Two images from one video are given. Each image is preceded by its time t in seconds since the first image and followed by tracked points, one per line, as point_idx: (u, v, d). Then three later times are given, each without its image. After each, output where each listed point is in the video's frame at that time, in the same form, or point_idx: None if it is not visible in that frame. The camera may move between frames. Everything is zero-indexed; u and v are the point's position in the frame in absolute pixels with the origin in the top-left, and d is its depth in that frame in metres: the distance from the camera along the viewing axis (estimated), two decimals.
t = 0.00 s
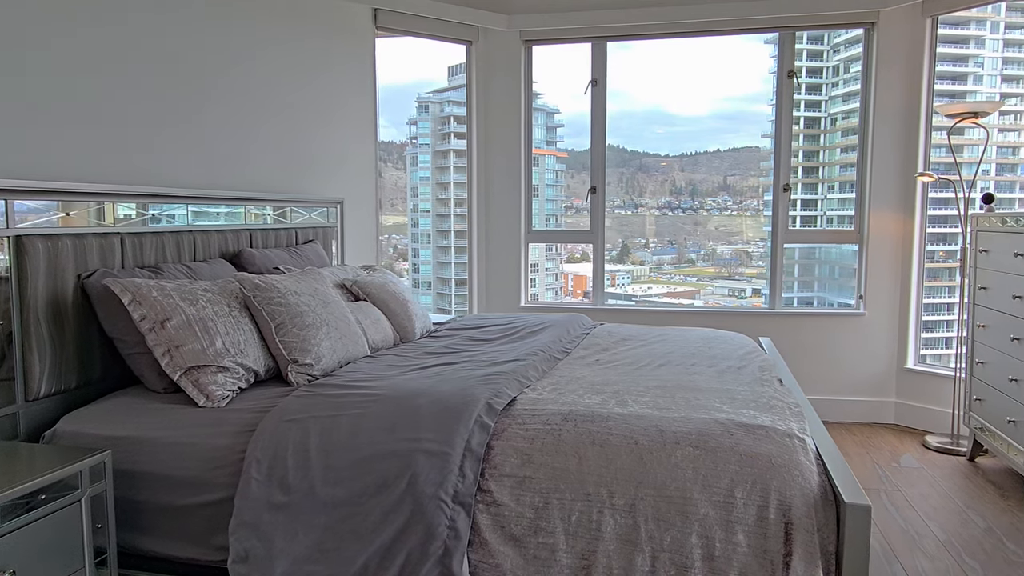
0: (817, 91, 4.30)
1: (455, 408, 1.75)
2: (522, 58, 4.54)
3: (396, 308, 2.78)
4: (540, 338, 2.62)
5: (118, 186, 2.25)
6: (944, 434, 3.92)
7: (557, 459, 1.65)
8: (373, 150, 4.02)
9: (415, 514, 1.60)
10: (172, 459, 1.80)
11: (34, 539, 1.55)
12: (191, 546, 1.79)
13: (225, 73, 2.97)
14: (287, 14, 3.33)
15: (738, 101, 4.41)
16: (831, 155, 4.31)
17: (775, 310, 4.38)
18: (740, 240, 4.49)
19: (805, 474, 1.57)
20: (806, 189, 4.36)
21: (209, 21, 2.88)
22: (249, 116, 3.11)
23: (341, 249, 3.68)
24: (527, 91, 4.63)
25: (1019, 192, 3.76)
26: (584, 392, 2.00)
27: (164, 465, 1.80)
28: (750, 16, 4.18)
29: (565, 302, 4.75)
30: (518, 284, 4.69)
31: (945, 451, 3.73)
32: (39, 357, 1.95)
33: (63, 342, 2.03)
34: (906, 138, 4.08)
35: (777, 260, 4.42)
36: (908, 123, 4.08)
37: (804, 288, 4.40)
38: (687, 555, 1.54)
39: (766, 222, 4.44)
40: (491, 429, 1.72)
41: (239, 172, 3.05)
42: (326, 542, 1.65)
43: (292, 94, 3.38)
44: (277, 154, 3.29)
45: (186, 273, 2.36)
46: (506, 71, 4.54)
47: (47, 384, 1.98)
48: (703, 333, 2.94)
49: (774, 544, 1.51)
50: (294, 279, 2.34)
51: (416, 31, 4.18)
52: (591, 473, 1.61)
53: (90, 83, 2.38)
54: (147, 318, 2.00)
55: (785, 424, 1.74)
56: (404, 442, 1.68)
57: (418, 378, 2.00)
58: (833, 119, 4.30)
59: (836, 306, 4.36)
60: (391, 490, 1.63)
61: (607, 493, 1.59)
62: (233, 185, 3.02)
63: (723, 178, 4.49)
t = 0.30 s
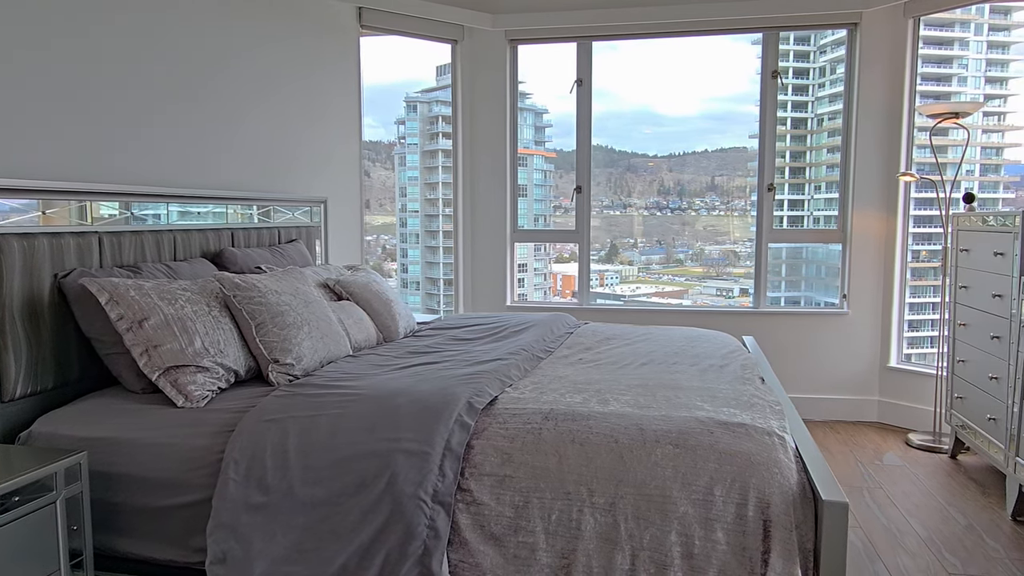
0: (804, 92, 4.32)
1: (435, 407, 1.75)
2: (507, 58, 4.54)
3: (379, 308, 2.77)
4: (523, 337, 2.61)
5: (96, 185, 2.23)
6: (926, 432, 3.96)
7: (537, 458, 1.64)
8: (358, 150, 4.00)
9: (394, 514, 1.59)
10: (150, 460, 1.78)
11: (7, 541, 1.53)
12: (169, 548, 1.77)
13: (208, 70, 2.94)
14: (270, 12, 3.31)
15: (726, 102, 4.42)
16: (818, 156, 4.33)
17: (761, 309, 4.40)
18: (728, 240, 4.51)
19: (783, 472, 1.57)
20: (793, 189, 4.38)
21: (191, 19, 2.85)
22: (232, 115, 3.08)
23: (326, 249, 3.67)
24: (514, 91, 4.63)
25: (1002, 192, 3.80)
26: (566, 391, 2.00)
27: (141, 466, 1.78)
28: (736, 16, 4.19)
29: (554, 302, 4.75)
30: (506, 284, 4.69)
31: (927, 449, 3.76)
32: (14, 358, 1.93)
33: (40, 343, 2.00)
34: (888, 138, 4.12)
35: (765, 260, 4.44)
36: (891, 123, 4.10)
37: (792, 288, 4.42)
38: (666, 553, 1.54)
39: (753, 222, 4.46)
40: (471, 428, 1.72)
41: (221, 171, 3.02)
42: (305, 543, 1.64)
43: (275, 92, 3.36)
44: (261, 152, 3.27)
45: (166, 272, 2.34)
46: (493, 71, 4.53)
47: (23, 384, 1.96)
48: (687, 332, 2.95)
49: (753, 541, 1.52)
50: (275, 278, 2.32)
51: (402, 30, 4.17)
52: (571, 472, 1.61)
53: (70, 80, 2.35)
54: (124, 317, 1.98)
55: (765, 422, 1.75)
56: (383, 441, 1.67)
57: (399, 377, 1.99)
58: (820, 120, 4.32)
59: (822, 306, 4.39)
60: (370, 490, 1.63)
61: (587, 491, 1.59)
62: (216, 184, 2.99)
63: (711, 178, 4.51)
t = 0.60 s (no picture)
0: (792, 92, 4.34)
1: (417, 408, 1.74)
2: (494, 58, 4.54)
3: (364, 308, 2.76)
4: (508, 337, 2.61)
5: (78, 184, 2.21)
6: (910, 430, 3.99)
7: (519, 458, 1.64)
8: (344, 150, 3.98)
9: (375, 515, 1.59)
10: (129, 461, 1.76)
11: None
12: (148, 550, 1.76)
13: (193, 69, 2.92)
14: (256, 10, 3.30)
15: (715, 103, 4.44)
16: (806, 156, 4.35)
17: (747, 309, 4.42)
18: (717, 240, 4.52)
19: (764, 470, 1.58)
20: (782, 189, 4.40)
21: (176, 17, 2.83)
22: (217, 114, 3.06)
23: (312, 249, 3.65)
24: (502, 91, 4.63)
25: (987, 192, 3.83)
26: (550, 391, 2.00)
27: (120, 468, 1.76)
28: (724, 17, 4.21)
29: (543, 302, 4.75)
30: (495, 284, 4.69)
31: (911, 447, 3.79)
32: None
33: (18, 343, 1.98)
34: (874, 139, 4.14)
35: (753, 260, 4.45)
36: (875, 123, 4.13)
37: (781, 288, 4.44)
38: (647, 552, 1.54)
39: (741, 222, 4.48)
40: (453, 428, 1.71)
41: (206, 170, 3.00)
42: (285, 544, 1.63)
43: (261, 91, 3.34)
44: (246, 152, 3.25)
45: (147, 273, 2.32)
46: (482, 71, 4.53)
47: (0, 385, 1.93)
48: (672, 332, 2.96)
49: (734, 540, 1.52)
50: (257, 278, 2.31)
51: (389, 30, 4.16)
52: (553, 472, 1.61)
53: (54, 79, 2.33)
54: (103, 318, 1.96)
55: (746, 421, 1.75)
56: (365, 442, 1.67)
57: (381, 378, 1.99)
58: (808, 120, 4.34)
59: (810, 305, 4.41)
60: (351, 491, 1.62)
61: (569, 491, 1.59)
62: (200, 183, 2.97)
63: (700, 178, 4.52)
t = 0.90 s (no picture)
0: (779, 93, 4.36)
1: (398, 408, 1.73)
2: (479, 57, 4.53)
3: (347, 308, 2.75)
4: (492, 337, 2.61)
5: (57, 183, 2.18)
6: (894, 429, 4.02)
7: (499, 457, 1.64)
8: (329, 149, 3.96)
9: (355, 516, 1.58)
10: (107, 463, 1.74)
11: None
12: (125, 553, 1.74)
13: (176, 68, 2.90)
14: (239, 9, 3.27)
15: (703, 104, 4.45)
16: (794, 157, 4.37)
17: (733, 309, 4.43)
18: (705, 240, 4.53)
19: (744, 469, 1.58)
20: (769, 190, 4.41)
21: (158, 15, 2.81)
22: (200, 113, 3.04)
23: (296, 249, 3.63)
24: (489, 91, 4.63)
25: (972, 192, 3.84)
26: (533, 391, 2.00)
27: (97, 470, 1.74)
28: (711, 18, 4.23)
29: (532, 302, 4.74)
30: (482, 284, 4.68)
31: (894, 445, 3.81)
32: None
33: None
34: (858, 139, 4.17)
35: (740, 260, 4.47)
36: (860, 124, 4.16)
37: (769, 288, 4.45)
38: (628, 552, 1.54)
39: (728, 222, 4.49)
40: (433, 428, 1.71)
41: (189, 169, 2.98)
42: (264, 546, 1.61)
43: (245, 90, 3.32)
44: (229, 151, 3.23)
45: (126, 273, 2.30)
46: (469, 71, 4.52)
47: None
48: (657, 331, 2.96)
49: (714, 539, 1.52)
50: (238, 279, 2.29)
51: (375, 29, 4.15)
52: (534, 471, 1.61)
53: (34, 77, 2.30)
54: (81, 318, 1.94)
55: (727, 420, 1.76)
56: (345, 442, 1.66)
57: (363, 378, 1.98)
58: (796, 121, 4.36)
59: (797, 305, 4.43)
60: (331, 491, 1.61)
61: (550, 491, 1.59)
62: (183, 182, 2.94)
63: (688, 179, 4.53)
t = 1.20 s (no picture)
0: (768, 94, 4.38)
1: (381, 409, 1.73)
2: (468, 57, 4.53)
3: (333, 308, 2.74)
4: (478, 337, 2.60)
5: (39, 183, 2.16)
6: (878, 428, 4.05)
7: (483, 458, 1.64)
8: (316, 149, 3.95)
9: (338, 517, 1.57)
10: (87, 466, 1.73)
11: None
12: (106, 555, 1.72)
13: (161, 67, 2.88)
14: (226, 8, 3.25)
15: (693, 104, 4.46)
16: (782, 157, 4.40)
17: (720, 309, 4.45)
18: (694, 240, 4.55)
19: (727, 469, 1.59)
20: (757, 190, 4.43)
21: (144, 14, 2.79)
22: (185, 112, 3.02)
23: (282, 249, 3.61)
24: (478, 91, 4.62)
25: (958, 193, 3.84)
26: (518, 391, 1.99)
27: (77, 472, 1.73)
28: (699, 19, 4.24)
29: (522, 302, 4.75)
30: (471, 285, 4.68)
31: (879, 444, 3.84)
32: None
33: None
34: (845, 140, 4.19)
35: (728, 260, 4.49)
36: (846, 125, 4.18)
37: (757, 287, 4.47)
38: (611, 552, 1.54)
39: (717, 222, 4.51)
40: (417, 429, 1.70)
41: (174, 169, 2.96)
42: (246, 548, 1.61)
43: (231, 89, 3.30)
44: (215, 150, 3.21)
45: (109, 273, 2.28)
46: (458, 70, 4.51)
47: None
48: (644, 331, 2.97)
49: (697, 538, 1.53)
50: (222, 279, 2.27)
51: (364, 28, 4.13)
52: (518, 472, 1.61)
53: (17, 77, 2.28)
54: (62, 320, 1.92)
55: (711, 420, 1.76)
56: (328, 443, 1.65)
57: (347, 379, 1.97)
58: (784, 122, 4.38)
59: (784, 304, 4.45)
60: (313, 493, 1.60)
61: (533, 491, 1.59)
62: (168, 182, 2.92)
63: (678, 179, 4.54)
